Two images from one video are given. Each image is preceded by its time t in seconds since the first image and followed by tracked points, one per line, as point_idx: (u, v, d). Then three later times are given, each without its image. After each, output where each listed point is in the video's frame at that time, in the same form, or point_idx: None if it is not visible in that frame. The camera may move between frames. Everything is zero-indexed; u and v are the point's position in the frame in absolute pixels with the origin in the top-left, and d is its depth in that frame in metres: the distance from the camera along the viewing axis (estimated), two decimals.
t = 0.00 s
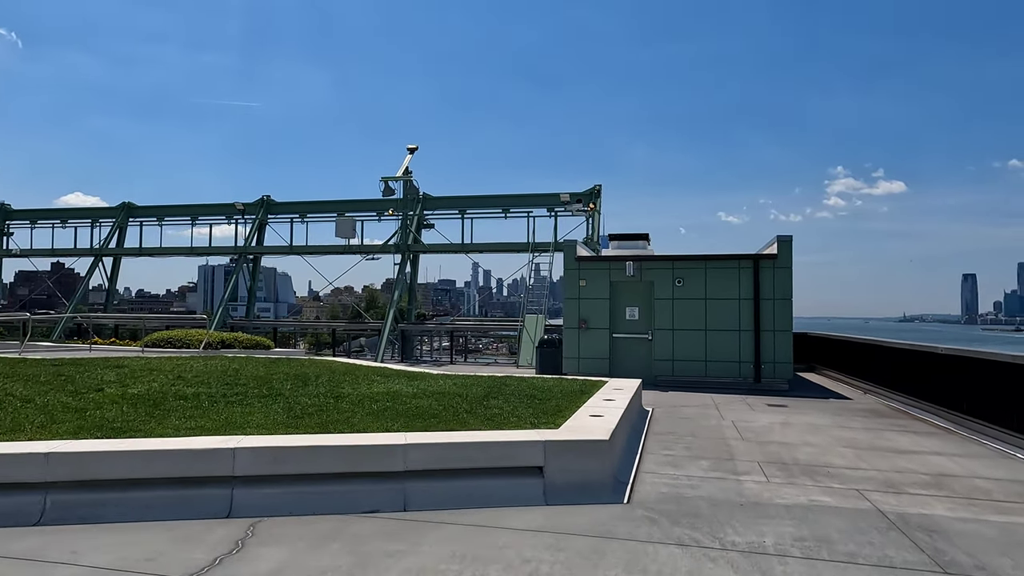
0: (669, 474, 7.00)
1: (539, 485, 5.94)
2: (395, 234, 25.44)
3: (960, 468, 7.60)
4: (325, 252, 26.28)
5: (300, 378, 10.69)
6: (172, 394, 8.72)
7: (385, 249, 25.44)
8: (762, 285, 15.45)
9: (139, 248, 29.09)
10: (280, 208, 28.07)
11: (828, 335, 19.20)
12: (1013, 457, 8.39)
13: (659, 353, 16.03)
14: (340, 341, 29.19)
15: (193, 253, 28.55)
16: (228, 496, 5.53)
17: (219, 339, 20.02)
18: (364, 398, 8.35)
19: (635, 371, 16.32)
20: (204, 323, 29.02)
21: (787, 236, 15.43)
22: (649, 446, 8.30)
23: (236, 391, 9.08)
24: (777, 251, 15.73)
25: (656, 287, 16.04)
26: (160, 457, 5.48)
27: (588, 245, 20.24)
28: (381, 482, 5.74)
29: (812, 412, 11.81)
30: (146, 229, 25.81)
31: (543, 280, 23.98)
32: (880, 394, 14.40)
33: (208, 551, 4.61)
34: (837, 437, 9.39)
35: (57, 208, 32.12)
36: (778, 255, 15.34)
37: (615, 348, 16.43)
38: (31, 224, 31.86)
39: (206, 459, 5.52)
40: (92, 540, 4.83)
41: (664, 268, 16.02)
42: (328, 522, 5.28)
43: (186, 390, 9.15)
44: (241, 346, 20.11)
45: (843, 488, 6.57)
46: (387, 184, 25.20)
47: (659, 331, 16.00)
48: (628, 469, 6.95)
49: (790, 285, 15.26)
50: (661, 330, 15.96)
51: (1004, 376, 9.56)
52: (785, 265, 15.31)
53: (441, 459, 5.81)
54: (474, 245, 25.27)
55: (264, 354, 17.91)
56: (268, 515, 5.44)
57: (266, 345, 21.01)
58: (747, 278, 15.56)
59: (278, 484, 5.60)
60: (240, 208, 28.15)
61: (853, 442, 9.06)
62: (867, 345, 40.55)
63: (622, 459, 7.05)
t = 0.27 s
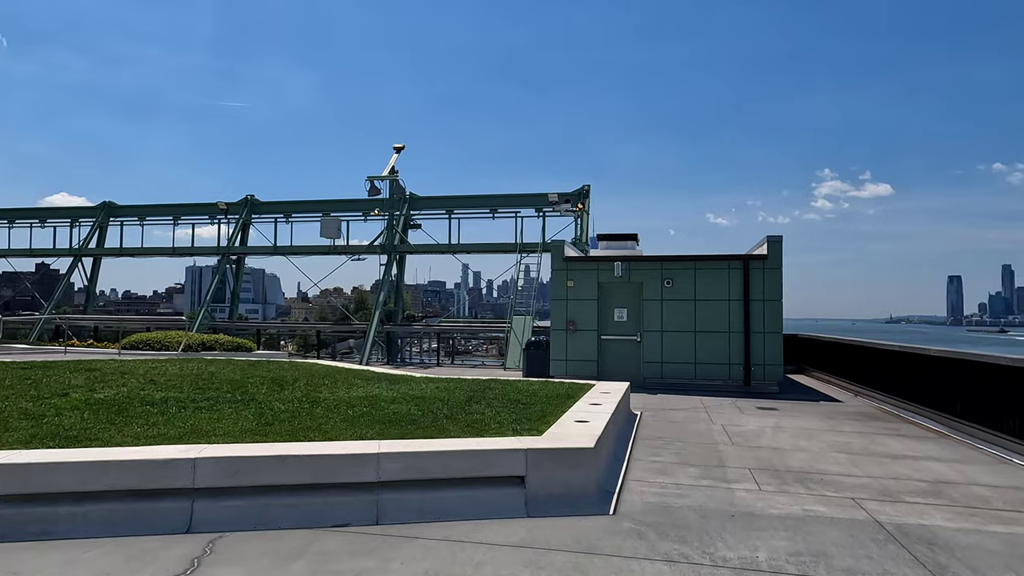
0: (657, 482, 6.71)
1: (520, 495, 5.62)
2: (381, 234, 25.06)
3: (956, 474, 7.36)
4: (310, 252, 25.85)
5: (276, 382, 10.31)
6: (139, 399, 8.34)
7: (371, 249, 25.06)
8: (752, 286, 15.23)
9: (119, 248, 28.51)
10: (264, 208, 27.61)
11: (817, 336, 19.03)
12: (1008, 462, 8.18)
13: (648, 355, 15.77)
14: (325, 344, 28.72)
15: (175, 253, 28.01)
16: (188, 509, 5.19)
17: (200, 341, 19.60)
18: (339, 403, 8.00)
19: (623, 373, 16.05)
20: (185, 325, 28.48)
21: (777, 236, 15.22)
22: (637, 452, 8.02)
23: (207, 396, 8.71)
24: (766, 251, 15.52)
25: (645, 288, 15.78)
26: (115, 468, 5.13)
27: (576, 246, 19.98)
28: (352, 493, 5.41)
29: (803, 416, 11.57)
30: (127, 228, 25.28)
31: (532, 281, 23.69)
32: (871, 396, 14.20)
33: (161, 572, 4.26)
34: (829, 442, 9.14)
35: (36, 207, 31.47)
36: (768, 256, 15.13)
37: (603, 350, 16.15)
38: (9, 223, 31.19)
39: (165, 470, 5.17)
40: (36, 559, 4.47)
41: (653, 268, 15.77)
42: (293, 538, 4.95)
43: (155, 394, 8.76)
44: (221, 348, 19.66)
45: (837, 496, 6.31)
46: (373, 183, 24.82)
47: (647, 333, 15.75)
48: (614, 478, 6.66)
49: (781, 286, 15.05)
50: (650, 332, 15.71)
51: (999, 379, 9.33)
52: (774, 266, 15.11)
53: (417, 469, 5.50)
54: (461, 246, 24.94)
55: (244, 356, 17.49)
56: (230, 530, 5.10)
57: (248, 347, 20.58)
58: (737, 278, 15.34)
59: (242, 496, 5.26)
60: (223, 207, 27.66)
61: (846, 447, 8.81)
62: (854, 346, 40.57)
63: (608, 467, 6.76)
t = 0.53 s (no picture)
0: (639, 490, 6.43)
1: (493, 507, 5.32)
2: (363, 233, 24.66)
3: (946, 479, 7.14)
4: (291, 251, 25.39)
5: (246, 385, 9.92)
6: (97, 403, 7.93)
7: (353, 248, 24.66)
8: (738, 285, 15.02)
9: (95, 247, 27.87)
10: (244, 206, 27.11)
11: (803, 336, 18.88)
12: (998, 466, 7.97)
13: (632, 356, 15.52)
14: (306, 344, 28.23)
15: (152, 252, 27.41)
16: (136, 525, 4.84)
17: (175, 342, 19.12)
18: (308, 408, 7.64)
19: (608, 374, 15.79)
20: (163, 326, 27.87)
21: (763, 235, 15.02)
22: (618, 457, 7.75)
23: (171, 400, 8.32)
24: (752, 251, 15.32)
25: (630, 288, 15.54)
26: (56, 482, 4.77)
27: (561, 245, 19.71)
28: (314, 506, 5.09)
29: (789, 418, 11.36)
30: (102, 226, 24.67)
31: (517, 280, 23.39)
32: (857, 397, 14.04)
33: None
34: (816, 446, 8.91)
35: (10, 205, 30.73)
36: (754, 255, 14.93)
37: (588, 351, 15.88)
38: None
39: (110, 483, 4.82)
40: None
41: (637, 268, 15.52)
42: (247, 556, 4.60)
43: (116, 398, 8.34)
44: (198, 349, 19.18)
45: (825, 505, 6.06)
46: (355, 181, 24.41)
47: (632, 333, 15.50)
48: (594, 486, 6.38)
49: (767, 286, 14.85)
50: (635, 332, 15.46)
51: (987, 380, 9.16)
52: (760, 265, 14.91)
53: (383, 479, 5.18)
54: (445, 245, 24.59)
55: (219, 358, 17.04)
56: (180, 548, 4.76)
57: (226, 347, 20.10)
58: (723, 278, 15.13)
59: (194, 511, 4.92)
60: (202, 205, 27.12)
61: (833, 451, 8.58)
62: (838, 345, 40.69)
63: (588, 475, 6.47)
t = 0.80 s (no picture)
0: (618, 496, 6.15)
1: (462, 517, 5.01)
2: (346, 231, 24.25)
3: (936, 483, 6.90)
4: (272, 248, 24.94)
5: (215, 387, 9.53)
6: (51, 406, 7.53)
7: (336, 245, 24.25)
8: (724, 283, 14.79)
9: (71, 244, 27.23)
10: (225, 202, 26.60)
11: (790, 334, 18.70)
12: (989, 468, 7.75)
13: (617, 355, 15.25)
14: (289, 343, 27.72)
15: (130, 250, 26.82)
16: (72, 538, 4.50)
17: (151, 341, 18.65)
18: (274, 411, 7.28)
19: (592, 374, 15.51)
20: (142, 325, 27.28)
21: (750, 233, 14.80)
22: (598, 461, 7.46)
23: (131, 402, 7.94)
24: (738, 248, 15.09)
25: (615, 286, 15.27)
26: None
27: (546, 242, 19.43)
28: (269, 517, 4.76)
29: (775, 418, 11.12)
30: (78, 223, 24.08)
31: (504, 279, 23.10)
32: (845, 397, 13.84)
33: None
34: (802, 448, 8.66)
35: None
36: (740, 253, 14.70)
37: (572, 350, 15.59)
38: None
39: (45, 493, 4.47)
40: None
41: (622, 265, 15.26)
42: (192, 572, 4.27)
43: (73, 400, 7.95)
44: (174, 348, 18.70)
45: (811, 512, 5.79)
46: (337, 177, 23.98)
47: (617, 332, 15.23)
48: (570, 492, 6.09)
49: (753, 284, 14.63)
50: (620, 330, 15.20)
51: (976, 380, 8.96)
52: (747, 263, 14.69)
53: (343, 488, 4.86)
54: (429, 242, 24.23)
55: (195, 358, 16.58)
56: (120, 563, 4.42)
57: (204, 347, 19.61)
58: (708, 276, 14.90)
59: (137, 523, 4.58)
60: (181, 201, 26.58)
61: (820, 454, 8.33)
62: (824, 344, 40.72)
63: (564, 480, 6.18)
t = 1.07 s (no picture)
0: (596, 505, 5.85)
1: (427, 530, 4.71)
2: (330, 226, 23.83)
3: (927, 489, 6.64)
4: (254, 244, 24.48)
5: (181, 388, 9.15)
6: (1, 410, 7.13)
7: (319, 241, 23.83)
8: (711, 280, 14.53)
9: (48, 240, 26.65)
10: (206, 197, 26.09)
11: (779, 332, 18.48)
12: (981, 472, 7.51)
13: (603, 354, 14.96)
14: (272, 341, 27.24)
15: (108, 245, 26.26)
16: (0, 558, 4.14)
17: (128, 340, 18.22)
18: (237, 415, 6.91)
19: (578, 372, 15.22)
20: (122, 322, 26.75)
21: (738, 229, 14.54)
22: (578, 466, 7.16)
23: (88, 405, 7.55)
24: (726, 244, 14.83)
25: (601, 282, 14.98)
26: None
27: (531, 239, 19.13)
28: (217, 532, 4.43)
29: (762, 419, 10.87)
30: (54, 218, 23.53)
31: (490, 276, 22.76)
32: (834, 397, 13.62)
33: None
34: (790, 451, 8.39)
35: None
36: (728, 249, 14.44)
37: (557, 348, 15.29)
38: None
39: None
40: None
41: (608, 262, 14.97)
42: None
43: (26, 403, 7.55)
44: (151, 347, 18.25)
45: (797, 521, 5.51)
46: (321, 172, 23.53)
47: (603, 330, 14.94)
48: (546, 501, 5.78)
49: (741, 281, 14.37)
50: (606, 328, 14.92)
51: (967, 380, 8.72)
52: (734, 260, 14.43)
53: (299, 500, 4.52)
54: (414, 238, 23.85)
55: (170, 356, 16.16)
56: None
57: (182, 344, 19.15)
58: (696, 273, 14.63)
59: (72, 541, 4.23)
60: (162, 196, 26.05)
61: (808, 457, 8.07)
62: (813, 341, 40.66)
63: (539, 488, 5.88)
